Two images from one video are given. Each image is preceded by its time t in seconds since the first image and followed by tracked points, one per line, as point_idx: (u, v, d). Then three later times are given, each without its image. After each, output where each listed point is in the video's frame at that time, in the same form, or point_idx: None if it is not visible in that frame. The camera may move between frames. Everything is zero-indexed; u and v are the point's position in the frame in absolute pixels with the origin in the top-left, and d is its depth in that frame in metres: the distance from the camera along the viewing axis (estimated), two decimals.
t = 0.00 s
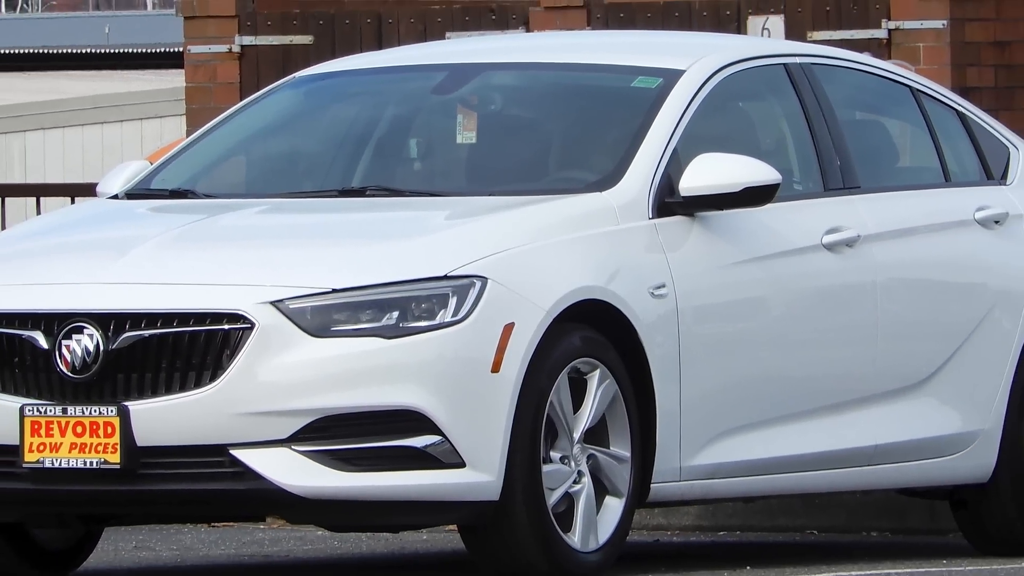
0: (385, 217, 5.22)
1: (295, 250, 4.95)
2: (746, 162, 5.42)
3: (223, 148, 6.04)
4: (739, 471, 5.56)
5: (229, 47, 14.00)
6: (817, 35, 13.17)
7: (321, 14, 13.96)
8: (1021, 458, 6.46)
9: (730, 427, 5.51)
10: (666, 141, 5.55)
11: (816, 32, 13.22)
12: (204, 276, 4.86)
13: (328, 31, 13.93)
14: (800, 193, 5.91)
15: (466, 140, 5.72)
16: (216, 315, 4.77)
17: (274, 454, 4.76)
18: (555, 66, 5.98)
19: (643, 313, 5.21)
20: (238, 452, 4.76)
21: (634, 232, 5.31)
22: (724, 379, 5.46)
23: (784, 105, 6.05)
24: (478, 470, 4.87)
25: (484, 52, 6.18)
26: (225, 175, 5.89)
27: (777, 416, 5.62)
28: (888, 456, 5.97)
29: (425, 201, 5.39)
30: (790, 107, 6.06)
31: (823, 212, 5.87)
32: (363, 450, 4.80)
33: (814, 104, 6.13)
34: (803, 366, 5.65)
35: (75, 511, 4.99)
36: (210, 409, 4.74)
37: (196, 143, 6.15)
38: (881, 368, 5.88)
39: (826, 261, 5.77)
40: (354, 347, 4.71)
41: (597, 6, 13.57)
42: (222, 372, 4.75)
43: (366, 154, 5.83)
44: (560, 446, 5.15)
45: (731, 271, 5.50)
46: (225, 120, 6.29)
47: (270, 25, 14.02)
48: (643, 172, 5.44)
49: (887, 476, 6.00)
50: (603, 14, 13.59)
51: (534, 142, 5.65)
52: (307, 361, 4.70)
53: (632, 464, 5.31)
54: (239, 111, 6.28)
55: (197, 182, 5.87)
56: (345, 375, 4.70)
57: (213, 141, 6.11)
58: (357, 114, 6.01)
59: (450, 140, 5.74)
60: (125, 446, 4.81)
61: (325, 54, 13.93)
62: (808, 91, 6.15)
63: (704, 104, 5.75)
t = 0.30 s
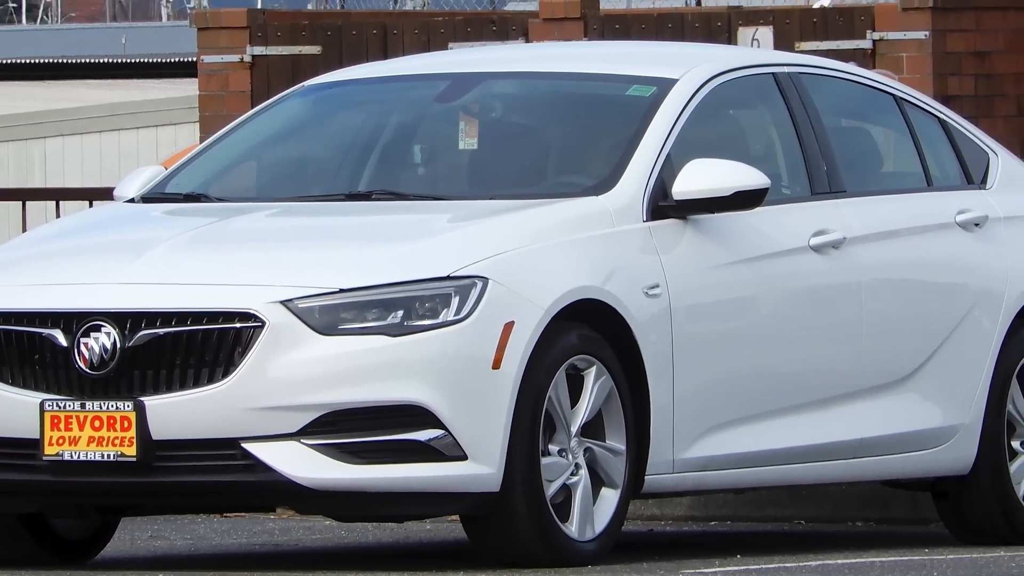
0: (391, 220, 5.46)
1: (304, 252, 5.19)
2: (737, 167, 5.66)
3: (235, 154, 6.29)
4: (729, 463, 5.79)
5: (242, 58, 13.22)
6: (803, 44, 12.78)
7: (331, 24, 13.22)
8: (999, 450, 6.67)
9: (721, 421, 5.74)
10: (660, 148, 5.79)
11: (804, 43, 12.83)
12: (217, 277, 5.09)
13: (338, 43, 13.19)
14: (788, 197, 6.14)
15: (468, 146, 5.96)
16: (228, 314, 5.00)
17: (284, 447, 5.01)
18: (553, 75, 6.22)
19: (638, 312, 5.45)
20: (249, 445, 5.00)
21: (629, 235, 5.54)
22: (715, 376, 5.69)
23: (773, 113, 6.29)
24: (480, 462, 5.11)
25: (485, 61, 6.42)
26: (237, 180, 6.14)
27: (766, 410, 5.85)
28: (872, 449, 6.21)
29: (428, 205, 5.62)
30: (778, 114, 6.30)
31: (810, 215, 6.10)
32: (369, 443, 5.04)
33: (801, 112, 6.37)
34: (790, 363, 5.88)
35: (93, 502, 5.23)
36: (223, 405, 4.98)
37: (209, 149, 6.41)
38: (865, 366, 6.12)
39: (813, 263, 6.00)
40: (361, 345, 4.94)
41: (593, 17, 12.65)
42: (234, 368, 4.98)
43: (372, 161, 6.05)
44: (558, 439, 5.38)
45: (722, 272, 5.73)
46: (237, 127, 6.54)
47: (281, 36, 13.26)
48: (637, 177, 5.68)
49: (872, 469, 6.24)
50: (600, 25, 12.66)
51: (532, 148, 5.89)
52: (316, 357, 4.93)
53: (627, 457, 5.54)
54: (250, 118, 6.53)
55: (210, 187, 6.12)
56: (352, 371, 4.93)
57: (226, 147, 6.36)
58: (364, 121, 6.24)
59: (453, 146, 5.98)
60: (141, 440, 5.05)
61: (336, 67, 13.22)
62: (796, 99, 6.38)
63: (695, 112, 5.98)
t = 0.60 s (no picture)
0: (396, 223, 5.71)
1: (314, 253, 5.44)
2: (727, 172, 5.91)
3: (247, 160, 6.56)
4: (720, 456, 6.05)
5: (252, 67, 12.46)
6: (790, 56, 12.18)
7: (341, 34, 12.57)
8: (978, 443, 6.93)
9: (711, 416, 6.00)
10: (653, 154, 6.05)
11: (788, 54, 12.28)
12: (230, 277, 5.34)
13: (345, 52, 12.54)
14: (777, 201, 6.40)
15: (470, 152, 6.21)
16: (240, 313, 5.25)
17: (294, 440, 5.26)
18: (552, 84, 6.47)
19: (633, 311, 5.70)
20: (260, 438, 5.26)
21: (624, 237, 5.79)
22: (706, 372, 5.95)
23: (762, 120, 6.55)
24: (481, 455, 5.36)
25: (486, 71, 6.67)
26: (248, 184, 6.40)
27: (754, 405, 6.11)
28: (857, 443, 6.46)
29: (431, 208, 5.88)
30: (767, 122, 6.55)
31: (798, 218, 6.36)
32: (376, 436, 5.29)
33: (789, 119, 6.63)
34: (778, 360, 6.14)
35: (111, 493, 5.49)
36: (235, 399, 5.23)
37: (222, 155, 6.67)
38: (850, 363, 6.38)
39: (800, 264, 6.26)
40: (367, 342, 5.20)
41: (590, 27, 12.12)
42: (246, 365, 5.24)
43: (378, 165, 6.32)
44: (556, 433, 5.64)
45: (713, 273, 5.98)
46: (249, 134, 6.81)
47: (291, 46, 12.54)
48: (631, 182, 5.93)
49: (857, 462, 6.49)
50: (595, 35, 12.21)
51: (531, 154, 6.14)
52: (325, 354, 5.19)
53: (622, 450, 5.80)
54: (261, 125, 6.80)
55: (223, 191, 6.38)
56: (358, 367, 5.19)
57: (237, 154, 6.63)
58: (371, 128, 6.50)
59: (456, 152, 6.23)
60: (157, 433, 5.31)
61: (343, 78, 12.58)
62: (784, 108, 6.64)
63: (687, 119, 6.24)
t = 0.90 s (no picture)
0: (401, 226, 5.99)
1: (323, 255, 5.72)
2: (718, 178, 6.19)
3: (259, 166, 6.85)
4: (710, 448, 6.33)
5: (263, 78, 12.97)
6: (778, 66, 12.87)
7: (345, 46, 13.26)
8: (957, 436, 7.21)
9: (702, 410, 6.28)
10: (646, 160, 6.33)
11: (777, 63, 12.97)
12: (244, 278, 5.62)
13: (352, 64, 13.27)
14: (765, 205, 6.68)
15: (471, 158, 6.49)
16: (252, 312, 5.54)
17: (304, 433, 5.54)
18: (550, 93, 6.76)
19: (627, 310, 5.98)
20: (272, 431, 5.54)
21: (619, 239, 6.07)
22: (697, 368, 6.23)
23: (750, 128, 6.83)
24: (483, 447, 5.64)
25: (487, 81, 6.95)
26: (260, 189, 6.69)
27: (743, 400, 6.39)
28: (841, 436, 6.74)
29: (435, 212, 6.16)
30: (756, 129, 6.84)
31: (786, 222, 6.64)
32: (382, 430, 5.57)
33: (777, 127, 6.91)
34: (766, 357, 6.42)
35: (129, 484, 5.76)
36: (248, 394, 5.51)
37: (235, 161, 6.96)
38: (834, 360, 6.67)
39: (787, 265, 6.54)
40: (374, 339, 5.48)
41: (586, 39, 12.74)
42: (258, 361, 5.52)
43: (384, 170, 6.60)
44: (554, 426, 5.91)
45: (704, 273, 6.26)
46: (260, 141, 7.10)
47: (301, 58, 13.12)
48: (626, 187, 6.21)
49: (842, 455, 6.78)
50: (592, 49, 12.80)
51: (530, 160, 6.42)
52: (333, 351, 5.47)
53: (617, 442, 6.07)
54: (273, 133, 7.09)
55: (236, 196, 6.67)
56: (365, 364, 5.47)
57: (250, 160, 6.92)
58: (377, 136, 6.78)
59: (458, 159, 6.51)
60: (174, 426, 5.59)
61: (351, 88, 13.30)
62: (771, 116, 6.93)
63: (678, 127, 6.52)
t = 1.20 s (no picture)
0: (405, 229, 6.29)
1: (331, 256, 6.02)
2: (708, 182, 6.49)
3: (270, 172, 7.17)
4: (701, 441, 6.64)
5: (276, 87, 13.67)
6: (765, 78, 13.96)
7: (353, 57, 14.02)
8: (937, 431, 7.51)
9: (693, 404, 6.59)
10: (640, 167, 6.64)
11: (766, 72, 13.95)
12: (256, 278, 5.91)
13: (360, 75, 13.99)
14: (753, 209, 6.99)
15: (473, 164, 6.80)
16: (264, 310, 5.83)
17: (314, 427, 5.84)
18: (549, 103, 7.07)
19: (621, 309, 6.28)
20: (284, 424, 5.84)
21: (614, 241, 6.38)
22: (688, 364, 6.53)
23: (739, 135, 7.14)
24: (484, 439, 5.95)
25: (488, 90, 7.26)
26: (272, 194, 7.01)
27: (732, 395, 6.70)
28: (826, 430, 7.05)
29: (438, 215, 6.46)
30: (744, 137, 7.15)
31: (774, 225, 6.95)
32: (388, 423, 5.88)
33: (764, 134, 7.22)
34: (754, 354, 6.73)
35: (147, 474, 6.07)
36: (260, 389, 5.82)
37: (248, 168, 7.29)
38: (819, 357, 6.98)
39: (775, 267, 6.85)
40: (380, 337, 5.78)
41: (583, 51, 13.58)
42: (270, 358, 5.83)
43: (390, 175, 6.89)
44: (552, 420, 6.21)
45: (696, 274, 6.57)
46: (272, 148, 7.42)
47: (311, 69, 13.79)
48: (621, 192, 6.52)
49: (827, 447, 7.09)
50: (588, 59, 13.65)
51: (529, 166, 6.73)
52: (342, 348, 5.77)
53: (612, 435, 6.38)
54: (284, 141, 7.41)
55: (249, 200, 6.99)
56: (372, 360, 5.78)
57: (261, 167, 7.24)
58: (383, 143, 7.09)
59: (460, 165, 6.82)
60: (189, 420, 5.89)
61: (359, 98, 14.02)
62: (759, 124, 7.24)
63: (670, 135, 6.83)
